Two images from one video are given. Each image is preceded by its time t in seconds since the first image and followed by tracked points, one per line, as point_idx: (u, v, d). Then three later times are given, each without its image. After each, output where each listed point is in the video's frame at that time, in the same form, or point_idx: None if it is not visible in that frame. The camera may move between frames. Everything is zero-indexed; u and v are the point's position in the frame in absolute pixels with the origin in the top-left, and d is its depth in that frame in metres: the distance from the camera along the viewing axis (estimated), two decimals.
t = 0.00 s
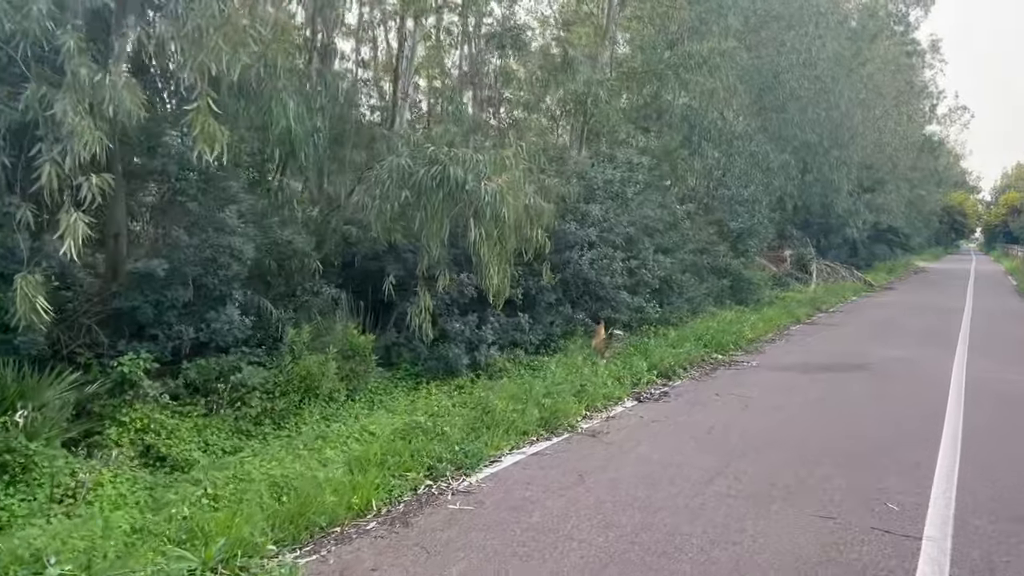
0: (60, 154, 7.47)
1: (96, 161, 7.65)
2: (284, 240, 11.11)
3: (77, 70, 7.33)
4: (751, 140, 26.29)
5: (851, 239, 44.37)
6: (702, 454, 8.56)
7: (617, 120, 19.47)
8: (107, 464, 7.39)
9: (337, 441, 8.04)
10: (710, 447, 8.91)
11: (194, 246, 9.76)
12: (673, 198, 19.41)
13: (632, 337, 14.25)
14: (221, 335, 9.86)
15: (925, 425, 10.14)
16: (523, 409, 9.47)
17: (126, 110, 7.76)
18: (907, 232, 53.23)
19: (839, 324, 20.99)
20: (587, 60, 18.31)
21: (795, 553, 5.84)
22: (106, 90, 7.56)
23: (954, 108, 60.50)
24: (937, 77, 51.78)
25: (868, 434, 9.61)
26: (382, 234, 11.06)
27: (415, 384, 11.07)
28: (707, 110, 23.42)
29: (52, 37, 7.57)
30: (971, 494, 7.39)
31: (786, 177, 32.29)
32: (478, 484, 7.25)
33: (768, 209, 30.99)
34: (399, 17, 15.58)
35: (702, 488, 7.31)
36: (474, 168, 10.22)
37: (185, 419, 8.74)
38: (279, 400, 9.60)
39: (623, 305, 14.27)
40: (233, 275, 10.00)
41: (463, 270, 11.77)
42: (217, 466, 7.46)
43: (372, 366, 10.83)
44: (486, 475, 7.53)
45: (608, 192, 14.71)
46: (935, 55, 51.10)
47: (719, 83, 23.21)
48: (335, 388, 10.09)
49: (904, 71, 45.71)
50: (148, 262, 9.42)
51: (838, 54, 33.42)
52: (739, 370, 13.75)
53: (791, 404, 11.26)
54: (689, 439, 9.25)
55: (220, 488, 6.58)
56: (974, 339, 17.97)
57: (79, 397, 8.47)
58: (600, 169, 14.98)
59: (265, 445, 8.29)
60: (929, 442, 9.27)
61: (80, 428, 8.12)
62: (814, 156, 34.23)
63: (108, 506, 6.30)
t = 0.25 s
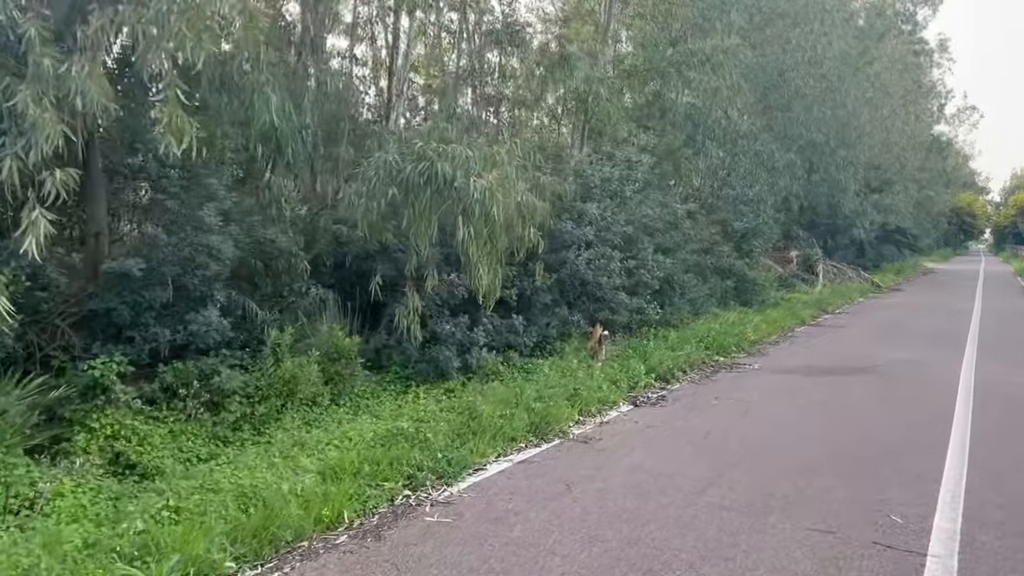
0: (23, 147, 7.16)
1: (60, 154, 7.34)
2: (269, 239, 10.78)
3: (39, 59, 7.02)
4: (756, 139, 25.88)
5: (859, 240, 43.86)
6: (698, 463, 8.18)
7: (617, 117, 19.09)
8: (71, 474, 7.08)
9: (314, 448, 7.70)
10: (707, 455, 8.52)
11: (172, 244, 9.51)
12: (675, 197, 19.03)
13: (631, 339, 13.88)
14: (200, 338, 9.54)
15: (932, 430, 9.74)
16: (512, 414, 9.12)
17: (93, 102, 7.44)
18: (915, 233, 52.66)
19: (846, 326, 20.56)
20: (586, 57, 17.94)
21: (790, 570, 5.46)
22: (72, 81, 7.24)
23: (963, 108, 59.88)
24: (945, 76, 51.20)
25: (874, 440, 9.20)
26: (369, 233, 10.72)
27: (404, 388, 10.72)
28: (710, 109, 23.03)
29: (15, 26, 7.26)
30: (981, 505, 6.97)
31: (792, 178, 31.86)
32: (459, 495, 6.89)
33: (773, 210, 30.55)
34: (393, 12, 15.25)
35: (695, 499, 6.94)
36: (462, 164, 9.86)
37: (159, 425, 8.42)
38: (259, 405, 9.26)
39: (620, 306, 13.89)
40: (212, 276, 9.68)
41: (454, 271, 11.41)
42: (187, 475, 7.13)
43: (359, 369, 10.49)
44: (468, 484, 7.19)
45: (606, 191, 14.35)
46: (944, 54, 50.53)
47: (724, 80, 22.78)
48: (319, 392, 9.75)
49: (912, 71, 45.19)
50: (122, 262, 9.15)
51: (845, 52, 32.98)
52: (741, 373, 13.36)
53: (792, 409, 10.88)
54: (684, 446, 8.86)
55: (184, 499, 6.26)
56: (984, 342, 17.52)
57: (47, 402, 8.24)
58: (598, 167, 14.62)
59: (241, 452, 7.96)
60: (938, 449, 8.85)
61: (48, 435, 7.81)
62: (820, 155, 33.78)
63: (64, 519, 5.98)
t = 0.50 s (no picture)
0: None
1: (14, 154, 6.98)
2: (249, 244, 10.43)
3: None
4: (761, 140, 25.44)
5: (866, 242, 43.34)
6: (690, 478, 7.77)
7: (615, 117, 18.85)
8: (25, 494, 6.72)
9: (285, 465, 7.32)
10: (700, 468, 8.09)
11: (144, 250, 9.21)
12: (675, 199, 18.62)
13: (627, 346, 13.48)
14: (172, 346, 9.19)
15: (938, 442, 9.30)
16: (497, 426, 8.72)
17: (51, 101, 7.08)
18: (924, 235, 52.08)
19: (851, 330, 20.10)
20: (584, 57, 17.58)
21: None
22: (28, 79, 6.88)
23: (972, 108, 59.26)
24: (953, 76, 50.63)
25: (878, 451, 8.75)
26: (352, 237, 10.35)
27: (388, 398, 10.34)
28: (713, 109, 22.62)
29: None
30: (990, 526, 6.54)
31: (797, 179, 31.40)
32: (433, 517, 6.48)
33: (778, 212, 30.10)
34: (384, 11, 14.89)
35: (684, 520, 6.54)
36: (446, 165, 9.49)
37: (126, 440, 8.06)
38: (235, 416, 8.88)
39: (616, 311, 13.47)
40: (186, 281, 9.32)
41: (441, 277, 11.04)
42: (147, 493, 6.77)
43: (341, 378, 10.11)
44: (443, 503, 6.79)
45: (602, 193, 13.97)
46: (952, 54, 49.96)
47: (725, 80, 22.45)
48: (298, 403, 9.38)
49: (920, 71, 44.64)
50: (91, 268, 8.86)
51: (851, 51, 32.51)
52: (740, 380, 12.94)
53: (792, 418, 10.45)
54: (677, 458, 8.44)
55: (137, 521, 5.89)
56: (993, 347, 17.03)
57: (8, 412, 7.95)
58: (594, 168, 14.23)
59: (210, 468, 7.58)
60: (944, 462, 8.40)
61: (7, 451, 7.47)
62: (826, 156, 33.31)
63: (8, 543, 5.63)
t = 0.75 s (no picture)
0: None
1: None
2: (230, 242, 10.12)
3: None
4: (765, 135, 25.02)
5: (874, 240, 42.83)
6: (680, 483, 7.43)
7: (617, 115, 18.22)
8: None
9: (256, 471, 7.00)
10: (692, 472, 7.74)
11: (116, 246, 8.92)
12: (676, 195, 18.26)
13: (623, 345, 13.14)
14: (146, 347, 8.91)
15: (943, 444, 8.92)
16: (482, 429, 8.39)
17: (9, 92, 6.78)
18: (933, 232, 51.50)
19: (857, 329, 19.70)
20: (581, 51, 17.22)
21: None
22: None
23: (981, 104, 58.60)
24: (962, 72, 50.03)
25: (879, 454, 8.38)
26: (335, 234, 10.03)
27: (373, 400, 10.03)
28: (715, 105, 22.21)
29: None
30: (995, 535, 6.18)
31: (803, 176, 30.96)
32: (406, 526, 6.16)
33: (784, 209, 29.67)
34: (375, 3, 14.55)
35: (672, 530, 6.20)
36: (431, 159, 9.18)
37: (93, 445, 7.77)
38: (211, 419, 8.57)
39: (612, 310, 13.12)
40: (162, 279, 9.01)
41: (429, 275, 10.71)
42: (108, 501, 6.47)
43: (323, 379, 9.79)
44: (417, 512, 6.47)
45: (598, 189, 13.63)
46: (961, 49, 49.36)
47: (727, 75, 22.06)
48: (277, 405, 9.07)
49: (929, 66, 44.08)
50: (61, 266, 8.65)
51: (857, 46, 32.04)
52: (740, 380, 12.58)
53: (791, 419, 10.10)
54: (668, 462, 8.09)
55: (88, 532, 5.59)
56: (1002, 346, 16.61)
57: None
58: (591, 163, 13.88)
59: (179, 474, 7.27)
60: (949, 466, 8.03)
61: None
62: (832, 153, 32.86)
63: None
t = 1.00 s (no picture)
0: None
1: None
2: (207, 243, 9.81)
3: None
4: (771, 131, 24.51)
5: (885, 236, 42.21)
6: (670, 495, 7.03)
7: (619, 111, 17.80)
8: None
9: (221, 484, 6.66)
10: (682, 484, 7.36)
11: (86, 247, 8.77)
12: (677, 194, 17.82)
13: (620, 348, 12.75)
14: (114, 354, 8.62)
15: (951, 451, 8.49)
16: (463, 437, 8.02)
17: None
18: (946, 228, 50.80)
19: (866, 328, 19.22)
20: (580, 45, 16.83)
21: None
22: None
23: (995, 97, 57.77)
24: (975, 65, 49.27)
25: (882, 463, 7.97)
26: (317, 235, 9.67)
27: (355, 407, 9.68)
28: (721, 100, 21.71)
29: None
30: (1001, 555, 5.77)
31: (812, 171, 30.43)
32: (371, 546, 5.80)
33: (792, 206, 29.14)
34: None
35: (656, 551, 5.80)
36: (412, 156, 8.82)
37: (57, 459, 7.45)
38: (183, 427, 8.25)
39: (609, 311, 12.72)
40: (132, 282, 8.72)
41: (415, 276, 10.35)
42: (61, 518, 6.14)
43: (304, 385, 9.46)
44: (386, 530, 6.10)
45: (595, 187, 13.24)
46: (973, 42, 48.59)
47: (731, 68, 21.66)
48: (253, 413, 8.74)
49: (940, 60, 43.37)
50: (25, 269, 8.31)
51: (867, 40, 31.45)
52: (741, 383, 12.15)
53: (792, 423, 9.68)
54: (658, 473, 7.71)
55: (29, 554, 5.26)
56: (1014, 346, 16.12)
57: None
58: (587, 160, 13.49)
59: (142, 487, 6.94)
60: (956, 475, 7.61)
61: None
62: (842, 149, 32.31)
63: None
